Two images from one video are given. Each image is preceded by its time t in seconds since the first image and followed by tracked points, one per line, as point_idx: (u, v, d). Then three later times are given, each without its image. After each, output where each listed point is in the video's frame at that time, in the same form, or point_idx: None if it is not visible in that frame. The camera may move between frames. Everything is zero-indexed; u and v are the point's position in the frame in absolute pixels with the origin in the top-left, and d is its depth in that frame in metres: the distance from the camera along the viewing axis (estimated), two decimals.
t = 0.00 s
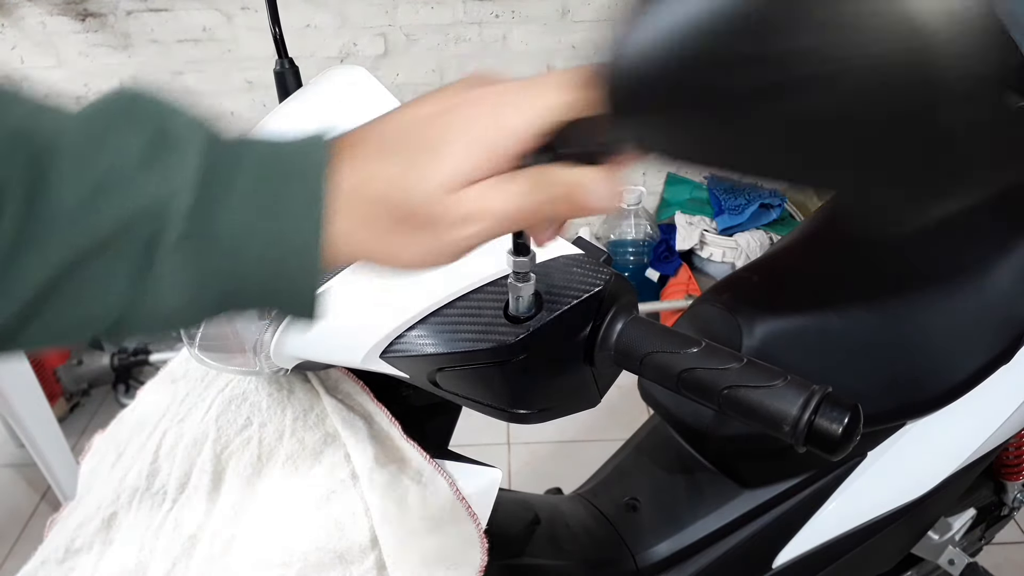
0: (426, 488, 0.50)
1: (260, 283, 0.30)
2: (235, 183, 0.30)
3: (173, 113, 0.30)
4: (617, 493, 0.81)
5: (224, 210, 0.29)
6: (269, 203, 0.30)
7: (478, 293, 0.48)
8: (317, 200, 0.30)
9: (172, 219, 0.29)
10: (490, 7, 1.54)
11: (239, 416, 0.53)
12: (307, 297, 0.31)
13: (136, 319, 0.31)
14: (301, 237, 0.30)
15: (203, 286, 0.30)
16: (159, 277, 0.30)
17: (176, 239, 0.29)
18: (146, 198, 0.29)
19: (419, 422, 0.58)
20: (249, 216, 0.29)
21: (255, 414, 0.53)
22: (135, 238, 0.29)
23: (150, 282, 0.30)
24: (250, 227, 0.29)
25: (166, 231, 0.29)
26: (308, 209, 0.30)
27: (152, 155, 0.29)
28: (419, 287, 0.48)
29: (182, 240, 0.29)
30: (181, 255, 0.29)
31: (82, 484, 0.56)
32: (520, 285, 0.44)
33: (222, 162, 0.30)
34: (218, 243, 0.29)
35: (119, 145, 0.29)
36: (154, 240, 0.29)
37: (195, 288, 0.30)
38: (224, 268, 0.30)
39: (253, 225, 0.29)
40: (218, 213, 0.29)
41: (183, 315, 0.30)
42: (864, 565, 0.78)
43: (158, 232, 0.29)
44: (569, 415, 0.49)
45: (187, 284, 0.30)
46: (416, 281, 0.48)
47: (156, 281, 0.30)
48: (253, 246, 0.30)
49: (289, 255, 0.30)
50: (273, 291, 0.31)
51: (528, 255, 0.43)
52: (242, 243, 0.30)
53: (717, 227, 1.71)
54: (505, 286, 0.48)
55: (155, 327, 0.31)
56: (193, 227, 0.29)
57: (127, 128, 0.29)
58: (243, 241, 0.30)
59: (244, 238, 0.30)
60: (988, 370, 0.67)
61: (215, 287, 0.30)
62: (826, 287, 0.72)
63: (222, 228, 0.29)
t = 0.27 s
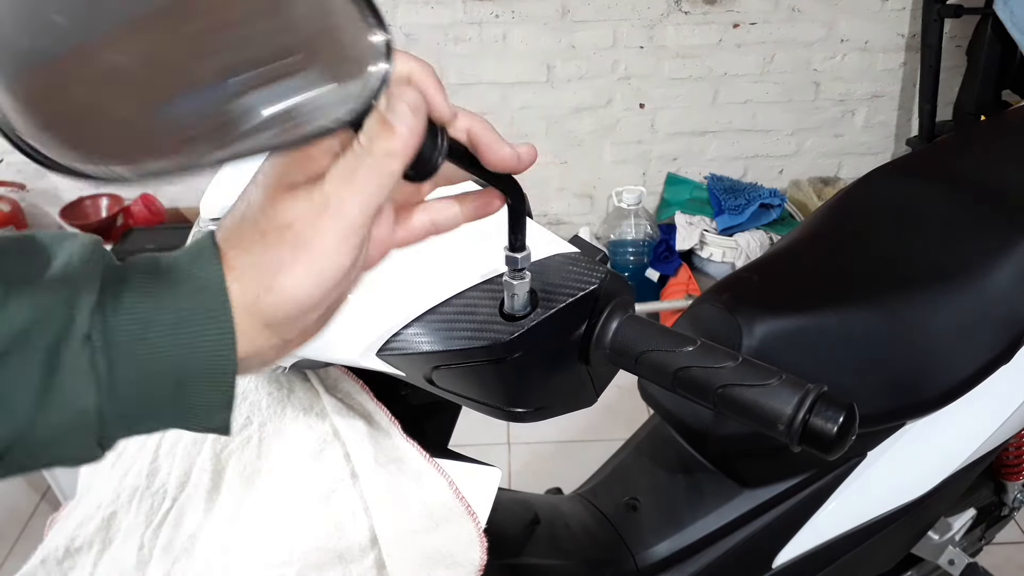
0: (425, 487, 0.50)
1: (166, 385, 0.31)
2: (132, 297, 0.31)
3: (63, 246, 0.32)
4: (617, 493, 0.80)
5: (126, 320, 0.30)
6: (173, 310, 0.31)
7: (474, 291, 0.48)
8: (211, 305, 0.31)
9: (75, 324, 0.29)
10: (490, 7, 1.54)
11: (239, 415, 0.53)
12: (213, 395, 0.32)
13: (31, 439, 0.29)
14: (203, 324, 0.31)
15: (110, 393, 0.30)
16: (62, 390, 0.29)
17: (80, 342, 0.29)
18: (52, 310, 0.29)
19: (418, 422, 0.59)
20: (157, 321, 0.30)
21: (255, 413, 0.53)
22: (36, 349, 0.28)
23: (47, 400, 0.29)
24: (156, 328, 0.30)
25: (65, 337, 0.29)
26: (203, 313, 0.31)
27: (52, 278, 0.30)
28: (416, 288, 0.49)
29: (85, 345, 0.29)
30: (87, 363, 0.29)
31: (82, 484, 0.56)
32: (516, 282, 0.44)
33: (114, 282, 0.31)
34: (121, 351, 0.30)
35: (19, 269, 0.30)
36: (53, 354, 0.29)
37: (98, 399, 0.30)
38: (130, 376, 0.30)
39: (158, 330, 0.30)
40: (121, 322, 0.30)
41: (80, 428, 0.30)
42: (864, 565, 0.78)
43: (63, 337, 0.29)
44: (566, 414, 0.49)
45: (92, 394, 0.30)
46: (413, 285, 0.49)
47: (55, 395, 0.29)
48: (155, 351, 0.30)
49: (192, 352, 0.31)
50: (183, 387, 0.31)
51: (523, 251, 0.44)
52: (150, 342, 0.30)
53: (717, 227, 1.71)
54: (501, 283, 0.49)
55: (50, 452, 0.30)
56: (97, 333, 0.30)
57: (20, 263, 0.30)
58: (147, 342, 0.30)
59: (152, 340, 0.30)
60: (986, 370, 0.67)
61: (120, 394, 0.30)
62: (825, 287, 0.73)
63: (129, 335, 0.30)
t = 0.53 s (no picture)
0: (426, 487, 0.50)
1: (299, 254, 0.30)
2: (261, 162, 0.30)
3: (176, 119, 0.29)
4: (617, 493, 0.80)
5: (261, 183, 0.29)
6: (307, 169, 0.30)
7: (479, 292, 0.48)
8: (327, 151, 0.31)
9: (214, 189, 0.28)
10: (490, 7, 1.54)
11: (240, 415, 0.53)
12: (340, 264, 0.31)
13: (182, 309, 0.28)
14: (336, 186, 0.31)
15: (248, 262, 0.29)
16: (205, 260, 0.28)
17: (219, 212, 0.28)
18: (184, 174, 0.28)
19: (418, 422, 0.58)
20: (289, 182, 0.30)
21: (255, 414, 0.53)
22: (180, 217, 0.28)
23: (198, 267, 0.28)
24: (291, 190, 0.30)
25: (209, 201, 0.28)
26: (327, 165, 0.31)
27: (176, 146, 0.28)
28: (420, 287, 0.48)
29: (225, 210, 0.28)
30: (225, 230, 0.28)
31: (82, 484, 0.56)
32: (521, 285, 0.44)
33: (241, 145, 0.30)
34: (258, 214, 0.29)
35: (149, 138, 0.29)
36: (195, 223, 0.28)
37: (240, 267, 0.29)
38: (267, 241, 0.29)
39: (293, 188, 0.30)
40: (253, 185, 0.29)
41: (224, 302, 0.29)
42: (864, 565, 0.78)
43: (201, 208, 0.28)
44: (569, 415, 0.49)
45: (233, 262, 0.29)
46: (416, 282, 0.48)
47: (201, 261, 0.28)
48: (292, 212, 0.30)
49: (321, 215, 0.30)
50: (313, 254, 0.30)
51: (528, 252, 0.44)
52: (288, 205, 0.30)
53: (717, 227, 1.71)
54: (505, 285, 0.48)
55: (194, 326, 0.29)
56: (233, 199, 0.29)
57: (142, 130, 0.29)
58: (285, 202, 0.29)
59: (289, 200, 0.30)
60: (989, 369, 0.67)
61: (259, 261, 0.30)
62: (826, 287, 0.73)
63: (267, 200, 0.29)
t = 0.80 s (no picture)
0: (426, 488, 0.50)
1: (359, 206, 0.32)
2: (341, 113, 0.30)
3: (267, 50, 0.30)
4: (617, 493, 0.80)
5: (333, 138, 0.30)
6: (378, 130, 0.31)
7: (480, 293, 0.48)
8: (420, 117, 0.32)
9: (287, 141, 0.29)
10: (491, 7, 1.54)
11: (240, 415, 0.54)
12: (407, 221, 0.33)
13: (245, 245, 0.31)
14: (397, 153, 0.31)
15: (312, 208, 0.31)
16: (270, 205, 0.30)
17: (288, 163, 0.30)
18: (264, 121, 0.29)
19: (418, 422, 0.59)
20: (361, 143, 0.31)
21: (255, 414, 0.53)
22: (249, 164, 0.30)
23: (259, 210, 0.30)
24: (362, 149, 0.31)
25: (275, 157, 0.30)
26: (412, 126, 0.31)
27: (258, 92, 0.30)
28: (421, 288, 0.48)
29: (294, 164, 0.30)
30: (293, 179, 0.30)
31: (82, 485, 0.56)
32: (522, 286, 0.44)
33: (323, 92, 0.31)
34: (323, 168, 0.31)
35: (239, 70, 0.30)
36: (266, 169, 0.30)
37: (304, 214, 0.31)
38: (331, 191, 0.31)
39: (359, 147, 0.31)
40: (327, 137, 0.30)
41: (285, 242, 0.32)
42: (864, 565, 0.78)
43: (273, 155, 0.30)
44: (571, 415, 0.49)
45: (294, 208, 0.31)
46: (411, 279, 0.48)
47: (264, 206, 0.30)
48: (354, 168, 0.31)
49: (391, 163, 0.31)
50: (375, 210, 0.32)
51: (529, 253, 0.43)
52: (354, 163, 0.31)
53: (717, 227, 1.71)
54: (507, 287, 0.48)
55: (258, 257, 0.32)
56: (304, 150, 0.30)
57: (232, 66, 0.30)
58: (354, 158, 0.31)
59: (359, 156, 0.31)
60: (988, 369, 0.67)
61: (321, 208, 0.31)
62: (827, 288, 0.73)
63: (337, 155, 0.30)
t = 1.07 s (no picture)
0: (426, 487, 0.50)
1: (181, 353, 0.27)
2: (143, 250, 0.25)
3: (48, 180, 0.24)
4: (617, 493, 0.80)
5: (135, 285, 0.24)
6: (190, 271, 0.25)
7: (476, 292, 0.48)
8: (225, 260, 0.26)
9: (84, 287, 0.24)
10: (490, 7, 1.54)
11: (240, 415, 0.53)
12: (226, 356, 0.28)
13: (41, 398, 0.26)
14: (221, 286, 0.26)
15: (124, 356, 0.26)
16: (71, 352, 0.25)
17: (87, 311, 0.24)
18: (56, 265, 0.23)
19: (418, 422, 0.59)
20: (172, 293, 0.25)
21: (255, 413, 0.53)
22: (46, 309, 0.24)
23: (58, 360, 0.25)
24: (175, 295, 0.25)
25: (75, 305, 0.24)
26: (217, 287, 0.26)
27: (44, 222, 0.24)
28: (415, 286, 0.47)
29: (94, 310, 0.24)
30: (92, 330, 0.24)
31: (82, 484, 0.56)
32: (517, 284, 0.44)
33: (133, 239, 0.24)
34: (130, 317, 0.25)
35: (33, 205, 0.24)
36: (62, 317, 0.24)
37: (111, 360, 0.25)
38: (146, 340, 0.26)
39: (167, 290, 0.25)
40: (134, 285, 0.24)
41: (95, 390, 0.26)
42: (864, 565, 0.78)
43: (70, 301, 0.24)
44: (566, 415, 0.49)
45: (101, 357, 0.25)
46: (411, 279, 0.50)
47: (59, 359, 0.25)
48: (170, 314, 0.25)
49: (216, 319, 0.27)
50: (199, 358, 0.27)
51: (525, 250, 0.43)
52: (145, 320, 0.25)
53: (717, 227, 1.71)
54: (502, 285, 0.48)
55: (65, 402, 0.27)
56: (106, 297, 0.24)
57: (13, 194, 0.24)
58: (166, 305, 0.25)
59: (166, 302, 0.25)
60: (986, 370, 0.67)
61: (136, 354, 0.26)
62: (825, 288, 0.72)
63: (145, 300, 0.25)
